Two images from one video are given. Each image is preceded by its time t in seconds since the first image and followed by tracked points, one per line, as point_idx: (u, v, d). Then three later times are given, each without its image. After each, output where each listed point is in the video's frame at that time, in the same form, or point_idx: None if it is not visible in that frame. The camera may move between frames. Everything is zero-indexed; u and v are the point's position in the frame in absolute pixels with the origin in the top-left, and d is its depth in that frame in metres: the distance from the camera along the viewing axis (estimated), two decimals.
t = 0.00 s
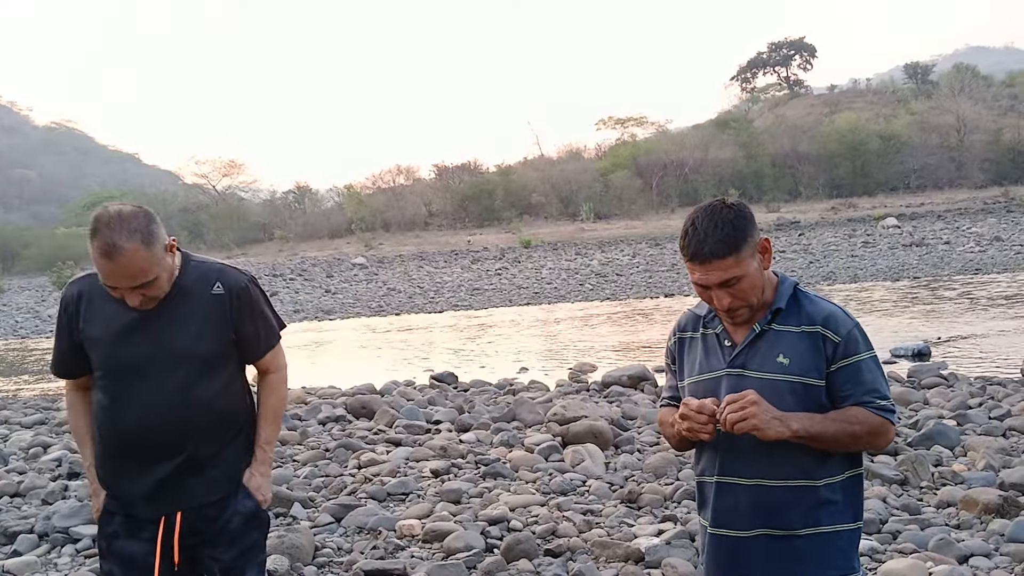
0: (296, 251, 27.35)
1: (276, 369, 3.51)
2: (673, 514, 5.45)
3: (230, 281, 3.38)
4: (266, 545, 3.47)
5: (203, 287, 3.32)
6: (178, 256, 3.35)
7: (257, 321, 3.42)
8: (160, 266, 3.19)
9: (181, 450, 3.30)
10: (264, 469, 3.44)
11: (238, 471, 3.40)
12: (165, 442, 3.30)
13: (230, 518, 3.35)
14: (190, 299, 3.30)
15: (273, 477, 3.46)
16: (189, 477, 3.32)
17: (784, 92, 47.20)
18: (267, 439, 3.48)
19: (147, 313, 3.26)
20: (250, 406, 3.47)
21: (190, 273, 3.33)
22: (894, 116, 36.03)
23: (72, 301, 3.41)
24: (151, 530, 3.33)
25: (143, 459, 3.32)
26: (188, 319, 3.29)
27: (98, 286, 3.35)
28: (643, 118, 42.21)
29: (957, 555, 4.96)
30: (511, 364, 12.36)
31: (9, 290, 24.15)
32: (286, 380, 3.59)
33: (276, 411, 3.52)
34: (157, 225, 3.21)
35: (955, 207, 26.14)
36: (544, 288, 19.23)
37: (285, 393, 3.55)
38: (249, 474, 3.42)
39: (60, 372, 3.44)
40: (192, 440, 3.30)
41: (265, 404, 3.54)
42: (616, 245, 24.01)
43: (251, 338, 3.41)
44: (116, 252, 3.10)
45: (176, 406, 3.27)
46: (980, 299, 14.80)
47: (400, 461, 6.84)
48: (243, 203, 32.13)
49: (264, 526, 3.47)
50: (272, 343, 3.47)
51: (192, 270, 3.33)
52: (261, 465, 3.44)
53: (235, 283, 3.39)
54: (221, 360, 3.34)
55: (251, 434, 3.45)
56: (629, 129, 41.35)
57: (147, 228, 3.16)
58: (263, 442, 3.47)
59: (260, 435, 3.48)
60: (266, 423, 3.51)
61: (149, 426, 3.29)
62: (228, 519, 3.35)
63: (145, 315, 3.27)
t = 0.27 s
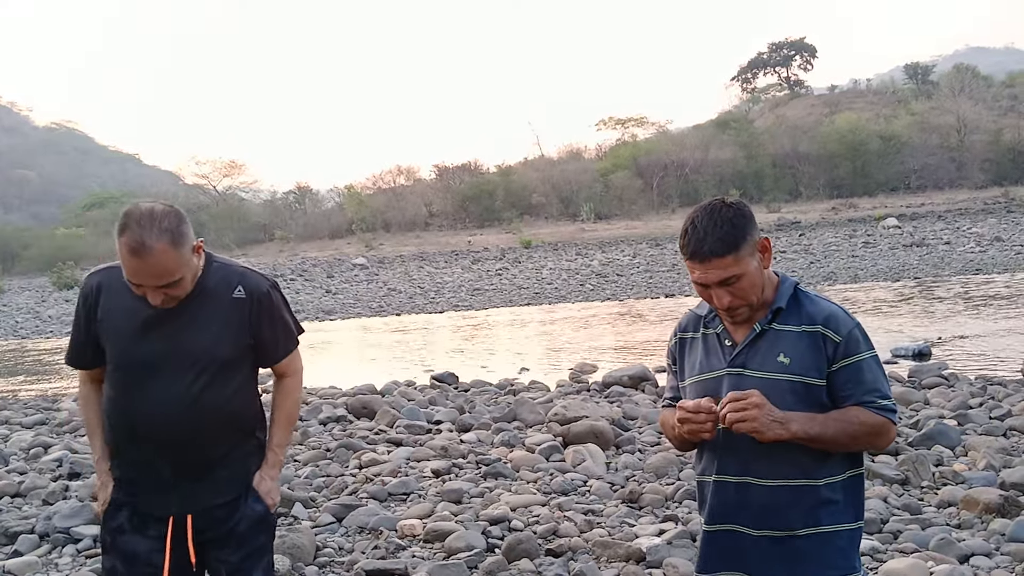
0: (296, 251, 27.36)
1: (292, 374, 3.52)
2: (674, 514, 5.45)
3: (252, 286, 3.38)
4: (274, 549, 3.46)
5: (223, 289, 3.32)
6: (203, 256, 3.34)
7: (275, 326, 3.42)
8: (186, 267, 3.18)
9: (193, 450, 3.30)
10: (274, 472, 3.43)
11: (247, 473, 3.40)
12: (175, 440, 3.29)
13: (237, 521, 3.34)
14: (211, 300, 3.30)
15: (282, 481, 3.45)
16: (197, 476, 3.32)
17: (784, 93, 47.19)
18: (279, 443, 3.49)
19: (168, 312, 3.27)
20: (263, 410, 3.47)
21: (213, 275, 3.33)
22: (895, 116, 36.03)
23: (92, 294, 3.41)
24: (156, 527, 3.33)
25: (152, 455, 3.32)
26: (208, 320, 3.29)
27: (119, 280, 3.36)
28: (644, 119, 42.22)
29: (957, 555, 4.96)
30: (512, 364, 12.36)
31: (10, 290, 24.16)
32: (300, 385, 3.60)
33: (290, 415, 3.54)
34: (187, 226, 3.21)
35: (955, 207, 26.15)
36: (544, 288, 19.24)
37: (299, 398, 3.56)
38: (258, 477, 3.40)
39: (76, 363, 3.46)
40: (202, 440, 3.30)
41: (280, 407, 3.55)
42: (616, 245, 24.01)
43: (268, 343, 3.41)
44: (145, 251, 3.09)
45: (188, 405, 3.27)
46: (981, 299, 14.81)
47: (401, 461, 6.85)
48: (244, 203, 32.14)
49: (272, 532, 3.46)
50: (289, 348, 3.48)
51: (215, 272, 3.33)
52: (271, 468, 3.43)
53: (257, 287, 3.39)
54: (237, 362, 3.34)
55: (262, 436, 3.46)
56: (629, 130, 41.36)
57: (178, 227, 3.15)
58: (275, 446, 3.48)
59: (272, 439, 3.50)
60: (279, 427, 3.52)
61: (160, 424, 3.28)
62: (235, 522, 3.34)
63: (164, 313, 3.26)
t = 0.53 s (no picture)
0: (296, 251, 27.35)
1: (296, 375, 3.53)
2: (676, 513, 5.44)
3: (257, 286, 3.38)
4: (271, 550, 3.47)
5: (229, 289, 3.32)
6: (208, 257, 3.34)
7: (279, 328, 3.42)
8: (193, 265, 3.18)
9: (191, 449, 3.29)
10: (275, 474, 3.46)
11: (248, 474, 3.40)
12: (175, 440, 3.28)
13: (237, 521, 3.35)
14: (216, 300, 3.30)
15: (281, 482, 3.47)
16: (196, 476, 3.31)
17: (784, 92, 47.16)
18: (281, 444, 3.50)
19: (173, 310, 3.25)
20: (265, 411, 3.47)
21: (218, 275, 3.32)
22: (895, 116, 36.01)
23: (95, 289, 3.39)
24: (146, 524, 3.31)
25: (151, 454, 3.30)
26: (211, 320, 3.29)
27: (122, 276, 3.35)
28: (644, 118, 42.20)
29: (959, 554, 4.96)
30: (512, 364, 12.36)
31: (10, 290, 24.15)
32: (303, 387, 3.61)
33: (293, 416, 3.55)
34: (195, 224, 3.21)
35: (956, 206, 26.14)
36: (545, 288, 19.22)
37: (302, 399, 3.57)
38: (259, 479, 3.42)
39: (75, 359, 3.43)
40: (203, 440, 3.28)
41: (282, 408, 3.56)
42: (617, 245, 23.99)
43: (272, 344, 3.42)
44: (154, 248, 3.08)
45: (191, 405, 3.26)
46: (981, 298, 14.80)
47: (402, 461, 6.84)
48: (244, 202, 32.12)
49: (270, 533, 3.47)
50: (293, 350, 3.48)
51: (221, 272, 3.33)
52: (272, 470, 3.46)
53: (262, 288, 3.38)
54: (240, 363, 3.34)
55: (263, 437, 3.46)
56: (630, 129, 41.34)
57: (186, 225, 3.15)
58: (276, 446, 3.50)
59: (274, 439, 3.52)
60: (281, 428, 3.54)
61: (161, 423, 3.27)
62: (235, 522, 3.34)
63: (169, 310, 3.25)
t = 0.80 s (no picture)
0: (297, 251, 27.36)
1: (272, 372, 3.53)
2: (676, 513, 5.45)
3: (231, 284, 3.36)
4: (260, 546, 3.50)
5: (203, 289, 3.29)
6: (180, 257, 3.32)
7: (256, 325, 3.41)
8: (167, 267, 3.16)
9: (175, 452, 3.27)
10: (260, 471, 3.47)
11: (233, 473, 3.40)
12: (158, 443, 3.25)
13: (226, 520, 3.36)
14: (191, 301, 3.28)
15: (267, 479, 3.50)
16: (182, 479, 3.29)
17: (785, 92, 47.16)
18: (263, 441, 3.51)
19: (148, 313, 3.22)
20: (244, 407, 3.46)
21: (192, 274, 3.30)
22: (896, 116, 36.01)
23: (65, 299, 3.33)
24: (127, 527, 3.28)
25: (134, 460, 3.27)
26: (188, 321, 3.26)
27: (93, 282, 3.30)
28: (645, 118, 42.21)
29: (960, 554, 4.96)
30: (513, 364, 12.36)
31: (11, 290, 24.15)
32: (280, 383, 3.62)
33: (272, 412, 3.56)
34: (166, 225, 3.18)
35: (956, 206, 26.14)
36: (546, 288, 19.22)
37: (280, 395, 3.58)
38: (244, 476, 3.44)
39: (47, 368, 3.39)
40: (186, 443, 3.27)
41: (261, 404, 3.56)
42: (618, 245, 23.99)
43: (250, 342, 3.40)
44: (126, 251, 3.05)
45: (172, 408, 3.24)
46: (982, 299, 14.79)
47: (403, 461, 6.84)
48: (244, 203, 32.12)
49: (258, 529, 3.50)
50: (271, 347, 3.48)
51: (194, 272, 3.31)
52: (257, 467, 3.46)
53: (236, 286, 3.37)
54: (219, 363, 3.32)
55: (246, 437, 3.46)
56: (630, 129, 41.33)
57: (157, 227, 3.12)
58: (258, 444, 3.50)
59: (256, 436, 3.52)
60: (261, 425, 3.53)
61: (142, 428, 3.24)
62: (223, 521, 3.36)
63: (145, 314, 3.22)
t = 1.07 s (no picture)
0: (293, 252, 27.33)
1: (212, 373, 3.51)
2: (671, 513, 5.45)
3: (165, 288, 3.35)
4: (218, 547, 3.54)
5: (138, 295, 3.28)
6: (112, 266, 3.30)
7: (196, 327, 3.41)
8: (98, 278, 3.15)
9: (122, 464, 3.28)
10: (207, 473, 3.43)
11: (183, 479, 3.41)
12: (102, 457, 3.26)
13: (179, 527, 3.39)
14: (126, 308, 3.26)
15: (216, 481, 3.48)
16: (131, 491, 3.30)
17: (780, 93, 47.23)
18: (207, 442, 3.45)
19: (84, 325, 3.21)
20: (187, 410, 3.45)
21: (124, 281, 3.28)
22: (891, 117, 36.08)
23: None
24: (83, 544, 3.32)
25: (79, 475, 3.27)
26: (125, 331, 3.25)
27: (25, 300, 3.27)
28: (640, 119, 42.22)
29: (955, 555, 4.96)
30: (509, 365, 12.36)
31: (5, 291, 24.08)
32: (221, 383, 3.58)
33: (214, 413, 3.51)
34: (93, 235, 3.16)
35: (952, 207, 26.20)
36: (541, 289, 19.22)
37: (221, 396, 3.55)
38: (192, 480, 3.42)
39: None
40: (131, 455, 3.27)
41: (203, 407, 3.51)
42: (613, 245, 23.99)
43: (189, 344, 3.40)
44: (53, 266, 3.04)
45: (113, 419, 3.23)
46: (977, 299, 14.83)
47: (398, 461, 6.84)
48: (239, 203, 32.06)
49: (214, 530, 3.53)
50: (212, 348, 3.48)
51: (127, 278, 3.29)
52: (203, 471, 3.43)
53: (171, 289, 3.36)
54: (159, 370, 3.32)
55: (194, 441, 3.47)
56: (626, 130, 41.33)
57: (84, 238, 3.10)
58: (203, 446, 3.44)
59: (202, 438, 3.46)
60: (203, 426, 3.48)
61: (84, 443, 3.23)
62: (177, 528, 3.38)
63: (80, 327, 3.21)
